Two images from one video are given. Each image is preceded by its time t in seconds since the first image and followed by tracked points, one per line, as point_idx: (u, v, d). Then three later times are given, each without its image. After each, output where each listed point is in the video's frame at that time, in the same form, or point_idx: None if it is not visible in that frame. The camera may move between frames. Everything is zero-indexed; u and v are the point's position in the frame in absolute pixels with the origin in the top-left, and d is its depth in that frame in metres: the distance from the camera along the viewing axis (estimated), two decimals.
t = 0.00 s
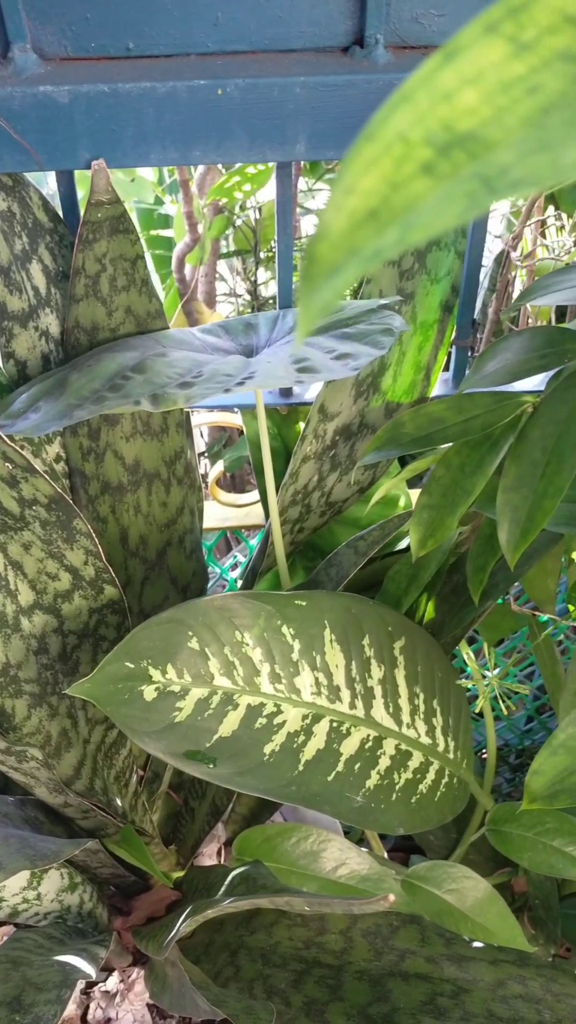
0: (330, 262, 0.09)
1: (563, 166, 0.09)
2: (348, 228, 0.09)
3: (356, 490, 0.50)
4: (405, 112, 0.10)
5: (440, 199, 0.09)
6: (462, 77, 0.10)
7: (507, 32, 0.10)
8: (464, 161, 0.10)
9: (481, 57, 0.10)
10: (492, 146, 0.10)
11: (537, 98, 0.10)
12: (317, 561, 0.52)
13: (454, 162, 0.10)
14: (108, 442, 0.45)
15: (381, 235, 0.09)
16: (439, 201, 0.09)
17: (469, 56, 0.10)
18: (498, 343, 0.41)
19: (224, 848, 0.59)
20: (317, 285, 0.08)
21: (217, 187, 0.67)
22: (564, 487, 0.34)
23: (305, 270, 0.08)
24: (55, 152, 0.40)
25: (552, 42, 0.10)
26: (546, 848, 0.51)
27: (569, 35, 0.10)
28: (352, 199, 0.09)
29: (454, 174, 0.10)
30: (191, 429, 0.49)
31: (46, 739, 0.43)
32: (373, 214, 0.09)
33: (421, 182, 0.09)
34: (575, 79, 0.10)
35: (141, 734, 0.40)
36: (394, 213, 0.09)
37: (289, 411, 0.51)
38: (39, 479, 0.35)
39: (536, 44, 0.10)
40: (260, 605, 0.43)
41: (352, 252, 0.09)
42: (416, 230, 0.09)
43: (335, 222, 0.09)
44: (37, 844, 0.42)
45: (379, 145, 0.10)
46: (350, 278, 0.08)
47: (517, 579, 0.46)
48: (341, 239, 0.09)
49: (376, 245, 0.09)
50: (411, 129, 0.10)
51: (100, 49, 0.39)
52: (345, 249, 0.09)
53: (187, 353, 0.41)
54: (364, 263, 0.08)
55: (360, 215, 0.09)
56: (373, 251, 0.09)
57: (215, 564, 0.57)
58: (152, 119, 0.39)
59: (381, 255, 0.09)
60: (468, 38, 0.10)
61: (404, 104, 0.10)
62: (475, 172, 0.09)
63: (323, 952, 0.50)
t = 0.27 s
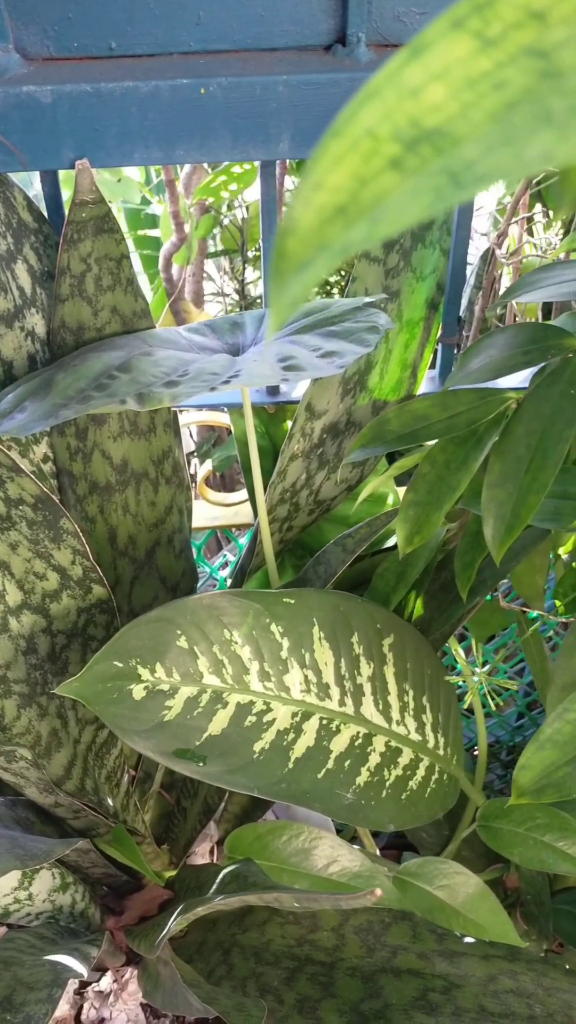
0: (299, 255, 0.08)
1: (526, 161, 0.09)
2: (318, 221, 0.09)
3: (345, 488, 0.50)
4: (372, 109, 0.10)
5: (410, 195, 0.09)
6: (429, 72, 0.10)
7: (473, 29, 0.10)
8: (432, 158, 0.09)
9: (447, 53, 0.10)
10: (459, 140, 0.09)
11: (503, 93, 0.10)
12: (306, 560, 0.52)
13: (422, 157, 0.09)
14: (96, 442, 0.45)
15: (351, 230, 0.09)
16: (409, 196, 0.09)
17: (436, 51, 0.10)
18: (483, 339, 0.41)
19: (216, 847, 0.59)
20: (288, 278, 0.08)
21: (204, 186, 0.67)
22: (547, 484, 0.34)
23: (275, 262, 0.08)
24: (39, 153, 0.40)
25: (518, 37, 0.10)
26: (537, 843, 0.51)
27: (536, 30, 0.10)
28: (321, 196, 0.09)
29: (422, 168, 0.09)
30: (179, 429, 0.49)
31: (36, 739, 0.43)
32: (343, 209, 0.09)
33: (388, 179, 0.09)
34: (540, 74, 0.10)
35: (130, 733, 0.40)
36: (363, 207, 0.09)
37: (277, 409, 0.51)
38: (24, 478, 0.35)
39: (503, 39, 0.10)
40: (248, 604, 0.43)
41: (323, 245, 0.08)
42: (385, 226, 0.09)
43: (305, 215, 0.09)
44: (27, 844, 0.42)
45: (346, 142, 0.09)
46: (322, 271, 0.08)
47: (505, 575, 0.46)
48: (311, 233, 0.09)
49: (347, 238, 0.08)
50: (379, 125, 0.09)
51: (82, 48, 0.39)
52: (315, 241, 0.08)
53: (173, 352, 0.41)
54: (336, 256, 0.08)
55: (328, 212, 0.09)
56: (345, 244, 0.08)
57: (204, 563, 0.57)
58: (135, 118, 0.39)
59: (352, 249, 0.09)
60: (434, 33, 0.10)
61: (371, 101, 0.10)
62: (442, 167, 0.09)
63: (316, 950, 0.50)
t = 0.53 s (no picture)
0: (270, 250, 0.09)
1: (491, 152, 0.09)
2: (288, 215, 0.09)
3: (334, 485, 0.50)
4: (342, 102, 0.10)
5: (378, 188, 0.09)
6: (398, 65, 0.10)
7: (442, 20, 0.10)
8: (401, 150, 0.10)
9: (416, 45, 0.10)
10: (429, 133, 0.10)
11: (471, 86, 0.10)
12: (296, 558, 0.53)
13: (391, 151, 0.10)
14: (84, 441, 0.45)
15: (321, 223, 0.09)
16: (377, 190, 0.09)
17: (405, 44, 0.10)
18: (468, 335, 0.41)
19: (209, 845, 0.59)
20: (260, 273, 0.08)
21: (190, 186, 0.67)
22: (532, 478, 0.34)
23: (248, 258, 0.08)
24: (24, 152, 0.40)
25: (484, 29, 0.10)
26: (529, 837, 0.51)
27: (505, 23, 0.10)
28: (292, 191, 0.09)
29: (390, 162, 0.10)
30: (168, 428, 0.49)
31: (27, 739, 0.43)
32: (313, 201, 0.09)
33: (357, 171, 0.09)
34: (508, 66, 0.10)
35: (120, 731, 0.40)
36: (334, 199, 0.09)
37: (266, 406, 0.52)
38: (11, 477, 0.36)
39: (470, 31, 0.10)
40: (238, 602, 0.43)
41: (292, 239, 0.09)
42: (355, 217, 0.09)
43: (276, 209, 0.09)
44: (19, 844, 0.42)
45: (317, 137, 0.10)
46: (293, 264, 0.08)
47: (494, 570, 0.46)
48: (282, 228, 0.09)
49: (317, 231, 0.09)
50: (349, 119, 0.10)
51: (65, 48, 0.39)
52: (285, 236, 0.09)
53: (161, 351, 0.41)
54: (305, 249, 0.09)
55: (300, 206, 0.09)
56: (315, 238, 0.09)
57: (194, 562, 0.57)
58: (119, 117, 0.40)
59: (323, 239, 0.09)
60: (403, 26, 0.10)
61: (342, 94, 0.10)
62: (410, 160, 0.09)
63: (309, 947, 0.50)
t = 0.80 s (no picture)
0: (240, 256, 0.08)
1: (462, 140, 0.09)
2: (259, 213, 0.08)
3: (324, 482, 0.50)
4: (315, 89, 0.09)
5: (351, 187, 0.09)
6: (369, 57, 0.09)
7: (413, 10, 0.09)
8: (372, 143, 0.09)
9: (387, 35, 0.09)
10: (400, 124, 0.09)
11: (440, 78, 0.09)
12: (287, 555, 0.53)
13: (362, 142, 0.09)
14: (73, 441, 0.45)
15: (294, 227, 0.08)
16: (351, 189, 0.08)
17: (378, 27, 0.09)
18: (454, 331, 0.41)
19: (204, 843, 0.60)
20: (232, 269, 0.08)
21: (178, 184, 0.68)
22: (518, 474, 0.34)
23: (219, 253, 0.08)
24: (13, 148, 0.43)
25: (455, 21, 0.09)
26: (523, 833, 0.51)
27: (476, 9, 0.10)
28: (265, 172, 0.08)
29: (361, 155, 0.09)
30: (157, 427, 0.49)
31: (19, 739, 0.43)
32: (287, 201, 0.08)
33: (331, 164, 0.09)
34: (477, 58, 0.09)
35: (111, 731, 0.40)
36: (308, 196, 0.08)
37: (254, 405, 0.52)
38: None
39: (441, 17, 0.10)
40: (228, 600, 0.43)
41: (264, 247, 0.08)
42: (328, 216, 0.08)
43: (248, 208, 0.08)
44: (12, 844, 0.42)
45: (292, 124, 0.09)
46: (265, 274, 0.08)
47: (485, 565, 0.46)
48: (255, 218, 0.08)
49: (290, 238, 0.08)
50: (323, 106, 0.09)
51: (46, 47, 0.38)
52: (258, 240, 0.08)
53: (148, 349, 0.41)
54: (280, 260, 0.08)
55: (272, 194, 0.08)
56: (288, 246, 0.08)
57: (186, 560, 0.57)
58: (104, 114, 0.41)
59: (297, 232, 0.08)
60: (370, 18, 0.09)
61: (315, 80, 0.09)
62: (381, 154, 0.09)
63: (304, 944, 0.50)
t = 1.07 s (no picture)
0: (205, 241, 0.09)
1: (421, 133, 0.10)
2: (222, 206, 0.09)
3: (311, 481, 0.50)
4: (276, 87, 0.10)
5: (313, 173, 0.10)
6: (329, 51, 0.10)
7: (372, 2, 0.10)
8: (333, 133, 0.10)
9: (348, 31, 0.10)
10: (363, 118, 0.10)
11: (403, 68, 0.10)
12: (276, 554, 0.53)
13: (326, 135, 0.10)
14: (59, 443, 0.45)
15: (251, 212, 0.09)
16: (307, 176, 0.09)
17: (336, 29, 0.10)
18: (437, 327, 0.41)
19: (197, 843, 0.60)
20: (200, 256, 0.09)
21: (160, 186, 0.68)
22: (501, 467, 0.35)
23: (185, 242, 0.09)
24: None
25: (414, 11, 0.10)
26: (515, 827, 0.51)
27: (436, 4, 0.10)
28: (231, 168, 0.10)
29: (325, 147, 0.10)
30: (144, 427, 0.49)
31: (9, 740, 0.44)
32: (245, 188, 0.09)
33: (292, 156, 0.10)
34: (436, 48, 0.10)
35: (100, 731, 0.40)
36: (267, 188, 0.09)
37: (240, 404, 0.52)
38: None
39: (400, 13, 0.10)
40: (216, 598, 0.43)
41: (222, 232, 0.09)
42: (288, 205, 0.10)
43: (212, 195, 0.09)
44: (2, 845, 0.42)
45: (253, 121, 0.10)
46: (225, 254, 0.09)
47: (472, 560, 0.47)
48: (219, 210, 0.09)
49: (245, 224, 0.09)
50: (280, 104, 0.10)
51: (29, 47, 0.40)
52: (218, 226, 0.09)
53: (132, 349, 0.41)
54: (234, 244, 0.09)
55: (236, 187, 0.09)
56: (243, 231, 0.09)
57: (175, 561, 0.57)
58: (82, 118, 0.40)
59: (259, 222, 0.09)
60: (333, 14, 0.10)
61: (270, 81, 0.10)
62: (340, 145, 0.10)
63: (297, 941, 0.50)
